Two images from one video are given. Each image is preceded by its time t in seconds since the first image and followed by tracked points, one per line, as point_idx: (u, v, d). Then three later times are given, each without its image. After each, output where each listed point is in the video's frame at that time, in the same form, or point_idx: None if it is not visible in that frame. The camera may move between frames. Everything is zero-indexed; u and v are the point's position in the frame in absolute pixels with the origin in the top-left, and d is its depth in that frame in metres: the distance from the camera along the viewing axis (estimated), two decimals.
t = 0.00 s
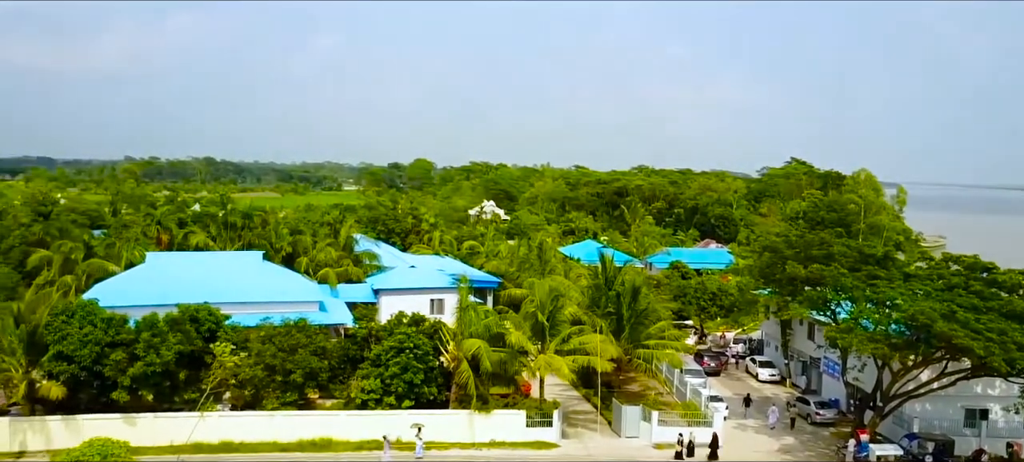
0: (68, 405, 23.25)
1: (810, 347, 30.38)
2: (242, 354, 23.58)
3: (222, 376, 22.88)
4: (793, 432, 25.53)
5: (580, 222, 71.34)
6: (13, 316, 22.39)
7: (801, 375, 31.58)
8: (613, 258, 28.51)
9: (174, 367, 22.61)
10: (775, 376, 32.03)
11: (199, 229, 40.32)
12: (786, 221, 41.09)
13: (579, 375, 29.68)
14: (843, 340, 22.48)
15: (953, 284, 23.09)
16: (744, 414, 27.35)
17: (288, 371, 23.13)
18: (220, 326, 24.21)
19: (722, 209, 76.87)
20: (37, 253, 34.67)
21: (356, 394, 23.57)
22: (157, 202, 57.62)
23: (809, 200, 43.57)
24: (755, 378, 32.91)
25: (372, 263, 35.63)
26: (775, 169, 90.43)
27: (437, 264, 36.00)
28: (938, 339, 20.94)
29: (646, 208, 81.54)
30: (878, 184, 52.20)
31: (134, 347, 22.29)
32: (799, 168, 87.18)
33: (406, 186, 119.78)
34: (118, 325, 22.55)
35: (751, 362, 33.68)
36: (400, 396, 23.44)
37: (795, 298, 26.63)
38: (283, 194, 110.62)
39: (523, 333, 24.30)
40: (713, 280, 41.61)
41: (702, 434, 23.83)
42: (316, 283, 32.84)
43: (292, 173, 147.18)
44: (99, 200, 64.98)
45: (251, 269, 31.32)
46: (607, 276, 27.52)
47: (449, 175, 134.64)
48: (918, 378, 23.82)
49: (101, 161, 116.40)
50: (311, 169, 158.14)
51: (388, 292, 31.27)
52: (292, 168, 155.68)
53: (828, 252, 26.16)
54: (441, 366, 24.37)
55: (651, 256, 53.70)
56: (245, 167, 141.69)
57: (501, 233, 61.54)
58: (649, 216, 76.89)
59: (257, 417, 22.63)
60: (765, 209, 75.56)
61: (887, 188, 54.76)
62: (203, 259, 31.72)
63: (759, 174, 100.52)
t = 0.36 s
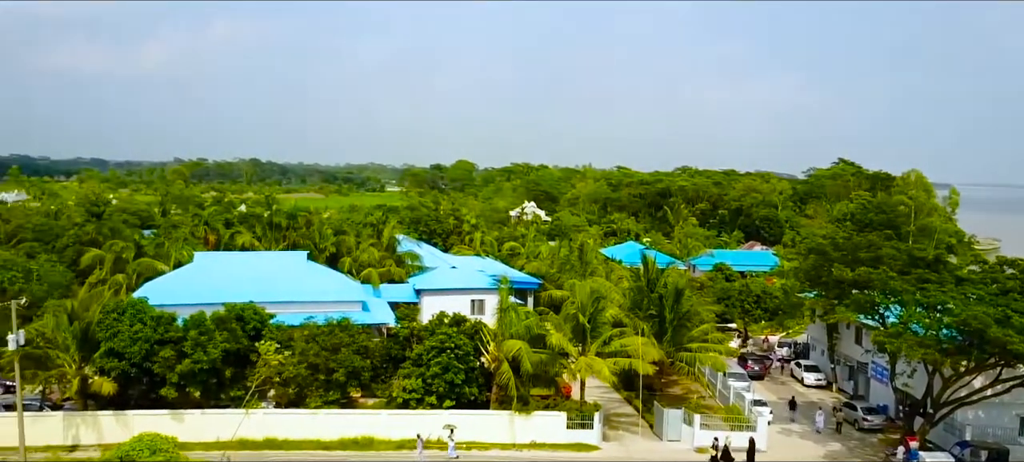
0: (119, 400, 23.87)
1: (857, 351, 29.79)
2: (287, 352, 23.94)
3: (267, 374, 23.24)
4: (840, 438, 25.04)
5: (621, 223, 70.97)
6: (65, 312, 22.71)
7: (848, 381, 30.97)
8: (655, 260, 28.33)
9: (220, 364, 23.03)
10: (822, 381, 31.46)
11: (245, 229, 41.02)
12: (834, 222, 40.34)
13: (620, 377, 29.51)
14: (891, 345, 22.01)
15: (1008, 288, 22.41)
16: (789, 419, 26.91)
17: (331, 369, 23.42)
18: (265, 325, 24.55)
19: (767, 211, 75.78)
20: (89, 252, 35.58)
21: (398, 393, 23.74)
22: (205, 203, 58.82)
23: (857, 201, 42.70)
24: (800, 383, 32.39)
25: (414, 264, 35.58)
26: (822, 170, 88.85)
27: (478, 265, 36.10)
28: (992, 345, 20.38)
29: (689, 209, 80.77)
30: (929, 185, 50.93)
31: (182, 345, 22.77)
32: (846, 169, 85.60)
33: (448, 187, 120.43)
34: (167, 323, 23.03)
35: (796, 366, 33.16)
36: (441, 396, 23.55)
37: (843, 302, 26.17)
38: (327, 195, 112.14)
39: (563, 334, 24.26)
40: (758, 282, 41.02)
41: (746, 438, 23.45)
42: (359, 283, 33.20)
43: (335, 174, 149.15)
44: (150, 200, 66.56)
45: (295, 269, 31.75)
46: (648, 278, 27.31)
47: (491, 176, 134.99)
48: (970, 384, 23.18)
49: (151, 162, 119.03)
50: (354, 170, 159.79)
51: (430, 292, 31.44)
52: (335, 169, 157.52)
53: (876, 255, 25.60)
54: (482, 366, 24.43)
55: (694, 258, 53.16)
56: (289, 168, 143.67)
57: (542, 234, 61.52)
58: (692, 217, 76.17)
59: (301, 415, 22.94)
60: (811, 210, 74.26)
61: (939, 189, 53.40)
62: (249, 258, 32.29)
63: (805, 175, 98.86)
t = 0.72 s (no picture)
0: (167, 396, 24.39)
1: (906, 356, 29.10)
2: (330, 351, 24.20)
3: (310, 373, 23.54)
4: (888, 444, 24.48)
5: (664, 224, 70.39)
6: (116, 309, 23.10)
7: (896, 386, 30.27)
8: (698, 262, 27.97)
9: (265, 362, 23.38)
10: (870, 386, 30.81)
11: (289, 229, 41.61)
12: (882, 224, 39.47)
13: (662, 380, 29.26)
14: (942, 350, 21.46)
15: None
16: (835, 425, 26.40)
17: (373, 368, 23.59)
18: (309, 324, 24.84)
19: (813, 212, 74.48)
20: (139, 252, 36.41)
21: (439, 393, 23.84)
22: (251, 204, 59.84)
23: (907, 203, 41.72)
24: (847, 388, 31.77)
25: (455, 264, 35.67)
26: (870, 171, 87.04)
27: (520, 266, 36.10)
28: None
29: (733, 211, 79.73)
30: (982, 186, 49.54)
31: (228, 343, 23.21)
32: (896, 170, 83.67)
33: (490, 189, 120.73)
34: (214, 321, 23.46)
35: (843, 371, 32.52)
36: (482, 397, 23.58)
37: (891, 305, 25.65)
38: (370, 196, 113.34)
39: (605, 336, 24.11)
40: (803, 285, 40.31)
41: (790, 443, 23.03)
42: (401, 283, 33.45)
43: (378, 176, 150.58)
44: (198, 201, 67.94)
45: (339, 269, 32.10)
46: (691, 280, 27.03)
47: (533, 177, 134.99)
48: None
49: (199, 163, 121.59)
50: (397, 171, 161.03)
51: (471, 292, 31.54)
52: (378, 170, 158.88)
53: (927, 257, 24.92)
54: (522, 367, 24.41)
55: (738, 260, 52.47)
56: (333, 169, 145.36)
57: (583, 235, 61.32)
58: (737, 219, 75.16)
59: (344, 414, 23.19)
60: (859, 212, 72.79)
61: (992, 190, 51.94)
62: (295, 258, 32.75)
63: (853, 176, 96.87)
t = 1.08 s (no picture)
0: (211, 393, 24.84)
1: (956, 361, 28.38)
2: (370, 350, 24.40)
3: (351, 371, 23.77)
4: (936, 451, 23.87)
5: (706, 226, 69.68)
6: (163, 308, 23.61)
7: (945, 392, 29.52)
8: (740, 264, 27.72)
9: (307, 361, 23.66)
10: (917, 391, 30.09)
11: (330, 230, 42.07)
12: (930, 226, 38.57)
13: (703, 382, 28.93)
14: (994, 356, 20.93)
15: None
16: (881, 431, 25.82)
17: (413, 367, 23.72)
18: (350, 324, 25.10)
19: (859, 214, 73.13)
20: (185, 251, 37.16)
21: (477, 393, 23.88)
22: (294, 204, 60.70)
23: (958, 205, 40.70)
24: (894, 393, 31.07)
25: (494, 265, 35.73)
26: (919, 172, 85.14)
27: (559, 267, 36.03)
28: None
29: (776, 212, 78.58)
30: None
31: (270, 341, 23.54)
32: (945, 171, 81.70)
33: (529, 190, 120.69)
34: (257, 320, 23.83)
35: (890, 376, 31.82)
36: (520, 397, 23.57)
37: (941, 310, 25.24)
38: (411, 197, 114.13)
39: (644, 338, 23.93)
40: (848, 288, 39.56)
41: (835, 449, 22.58)
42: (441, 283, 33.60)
43: (418, 177, 151.47)
44: (242, 201, 69.11)
45: (379, 268, 32.39)
46: (733, 282, 26.70)
47: (573, 178, 134.62)
48: None
49: (243, 164, 123.67)
50: (437, 172, 162.01)
51: (510, 292, 31.55)
52: (418, 171, 159.98)
53: (978, 260, 24.26)
54: (561, 368, 24.34)
55: (781, 262, 51.70)
56: (374, 170, 146.70)
57: (623, 237, 61.00)
58: (780, 220, 74.10)
59: (384, 413, 23.36)
60: (907, 214, 71.24)
61: None
62: (337, 258, 33.10)
63: (900, 177, 94.88)
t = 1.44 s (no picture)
0: (257, 390, 25.29)
1: (1011, 367, 27.52)
2: (412, 350, 24.56)
3: (393, 370, 23.96)
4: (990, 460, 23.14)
5: (751, 227, 68.75)
6: (211, 306, 24.08)
7: (1000, 399, 28.63)
8: (786, 266, 27.31)
9: (350, 360, 23.89)
10: (971, 398, 29.25)
11: (374, 230, 42.47)
12: (985, 227, 37.50)
13: (748, 386, 28.50)
14: None
15: None
16: (932, 438, 25.13)
17: (454, 367, 23.76)
18: (393, 323, 25.31)
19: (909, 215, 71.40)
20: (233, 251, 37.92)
21: (519, 393, 23.87)
22: (339, 205, 61.43)
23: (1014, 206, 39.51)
24: (946, 399, 30.24)
25: (536, 266, 35.71)
26: (973, 172, 82.79)
27: (602, 268, 35.88)
28: None
29: (824, 213, 77.12)
30: None
31: (315, 340, 23.83)
32: (1001, 172, 79.27)
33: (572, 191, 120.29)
34: (301, 319, 24.15)
35: (941, 382, 30.98)
36: (561, 398, 23.49)
37: (995, 314, 24.75)
38: (453, 198, 114.58)
39: (688, 341, 23.66)
40: (898, 291, 38.65)
41: (883, 455, 22.05)
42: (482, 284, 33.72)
43: (462, 178, 152.00)
44: (288, 202, 70.21)
45: (421, 269, 32.62)
46: (778, 285, 26.29)
47: (616, 179, 133.83)
48: None
49: (290, 165, 125.51)
50: (480, 173, 162.48)
51: (551, 293, 31.49)
52: (462, 173, 160.69)
53: None
54: (603, 370, 24.20)
55: (828, 265, 50.76)
56: (417, 171, 147.74)
57: (666, 238, 60.48)
58: (827, 222, 72.76)
59: (425, 412, 23.48)
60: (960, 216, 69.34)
61: None
62: (380, 259, 33.41)
63: (954, 178, 92.30)
